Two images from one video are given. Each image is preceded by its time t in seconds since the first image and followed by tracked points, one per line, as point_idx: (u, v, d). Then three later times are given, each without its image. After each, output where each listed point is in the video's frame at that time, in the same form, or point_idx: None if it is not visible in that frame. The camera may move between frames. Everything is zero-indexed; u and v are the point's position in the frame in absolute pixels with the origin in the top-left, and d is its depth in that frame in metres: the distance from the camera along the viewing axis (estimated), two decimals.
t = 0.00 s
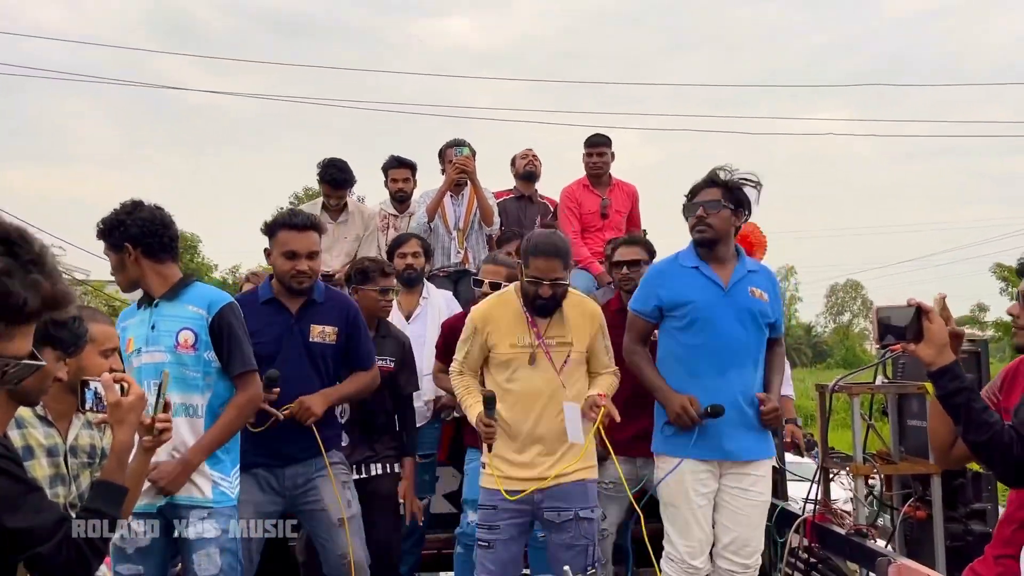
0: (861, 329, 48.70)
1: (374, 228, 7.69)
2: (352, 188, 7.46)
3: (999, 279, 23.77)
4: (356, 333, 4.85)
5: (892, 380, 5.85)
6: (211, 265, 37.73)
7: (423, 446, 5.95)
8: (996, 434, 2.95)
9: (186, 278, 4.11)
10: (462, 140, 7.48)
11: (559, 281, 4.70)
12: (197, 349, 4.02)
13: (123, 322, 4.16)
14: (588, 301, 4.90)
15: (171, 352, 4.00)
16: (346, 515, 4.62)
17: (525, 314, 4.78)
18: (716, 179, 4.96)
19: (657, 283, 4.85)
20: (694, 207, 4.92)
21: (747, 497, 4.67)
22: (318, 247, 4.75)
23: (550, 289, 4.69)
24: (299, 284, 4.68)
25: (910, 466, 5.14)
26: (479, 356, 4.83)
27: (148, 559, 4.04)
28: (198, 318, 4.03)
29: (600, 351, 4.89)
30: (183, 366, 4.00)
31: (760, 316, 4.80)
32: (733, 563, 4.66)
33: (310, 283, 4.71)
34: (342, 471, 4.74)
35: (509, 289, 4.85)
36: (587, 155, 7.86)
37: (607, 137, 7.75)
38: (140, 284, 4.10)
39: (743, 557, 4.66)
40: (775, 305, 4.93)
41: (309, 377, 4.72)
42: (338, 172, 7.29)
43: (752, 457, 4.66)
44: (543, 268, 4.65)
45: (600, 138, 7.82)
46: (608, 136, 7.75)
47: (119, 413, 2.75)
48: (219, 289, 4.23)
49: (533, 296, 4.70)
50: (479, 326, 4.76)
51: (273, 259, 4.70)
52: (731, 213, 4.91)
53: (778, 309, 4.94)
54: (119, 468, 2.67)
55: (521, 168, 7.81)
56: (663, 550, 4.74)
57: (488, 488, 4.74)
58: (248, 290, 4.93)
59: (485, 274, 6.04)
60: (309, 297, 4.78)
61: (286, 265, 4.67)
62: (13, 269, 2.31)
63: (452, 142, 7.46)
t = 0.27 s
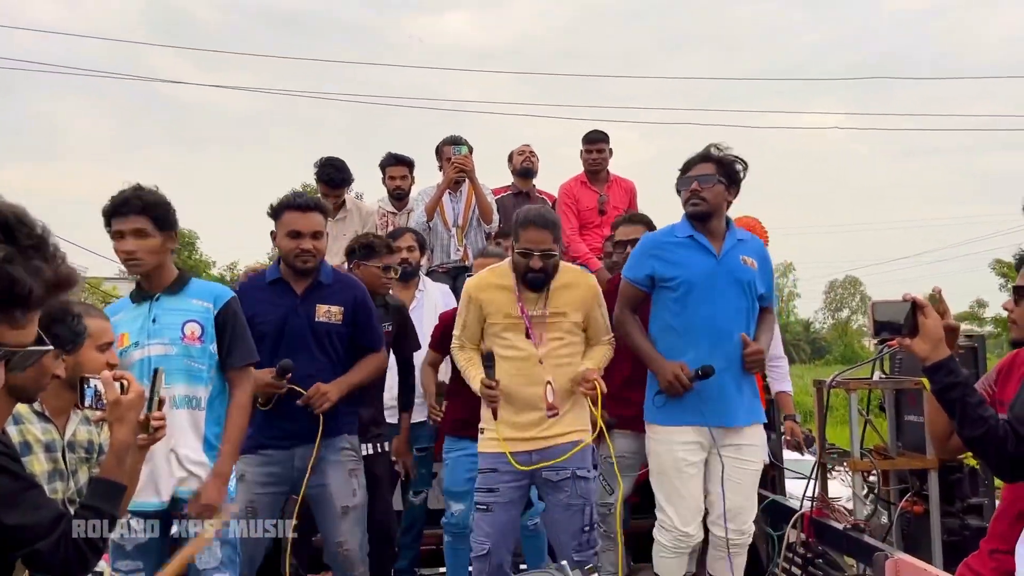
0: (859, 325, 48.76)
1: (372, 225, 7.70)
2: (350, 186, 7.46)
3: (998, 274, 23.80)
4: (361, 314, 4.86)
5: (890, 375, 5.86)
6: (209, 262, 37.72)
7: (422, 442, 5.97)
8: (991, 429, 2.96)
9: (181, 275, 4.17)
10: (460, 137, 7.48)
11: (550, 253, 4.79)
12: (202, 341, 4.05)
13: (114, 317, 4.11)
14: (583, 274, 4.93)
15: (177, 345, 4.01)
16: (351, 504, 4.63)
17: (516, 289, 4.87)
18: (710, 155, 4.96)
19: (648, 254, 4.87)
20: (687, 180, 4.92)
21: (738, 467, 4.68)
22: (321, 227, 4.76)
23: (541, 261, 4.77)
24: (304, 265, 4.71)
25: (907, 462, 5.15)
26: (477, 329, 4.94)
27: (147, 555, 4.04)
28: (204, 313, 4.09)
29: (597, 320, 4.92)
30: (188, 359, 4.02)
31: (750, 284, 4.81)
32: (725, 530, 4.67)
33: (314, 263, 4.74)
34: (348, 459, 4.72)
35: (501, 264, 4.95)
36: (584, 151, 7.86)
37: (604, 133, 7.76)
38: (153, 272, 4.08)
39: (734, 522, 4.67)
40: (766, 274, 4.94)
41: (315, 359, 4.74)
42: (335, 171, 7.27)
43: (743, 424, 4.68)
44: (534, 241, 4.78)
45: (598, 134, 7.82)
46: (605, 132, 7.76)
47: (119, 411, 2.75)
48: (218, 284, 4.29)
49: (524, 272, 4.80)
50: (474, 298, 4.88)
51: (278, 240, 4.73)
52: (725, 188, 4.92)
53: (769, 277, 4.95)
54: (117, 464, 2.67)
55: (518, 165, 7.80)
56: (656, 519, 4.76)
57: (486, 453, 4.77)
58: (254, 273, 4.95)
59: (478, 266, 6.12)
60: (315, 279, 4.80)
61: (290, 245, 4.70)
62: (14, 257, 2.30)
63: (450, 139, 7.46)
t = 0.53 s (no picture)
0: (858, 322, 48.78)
1: (371, 224, 7.71)
2: (349, 184, 7.45)
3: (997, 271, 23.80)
4: (367, 310, 4.87)
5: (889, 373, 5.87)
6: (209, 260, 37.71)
7: (420, 440, 5.98)
8: (989, 428, 2.96)
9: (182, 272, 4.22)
10: (458, 136, 7.48)
11: (536, 246, 4.82)
12: (210, 340, 4.15)
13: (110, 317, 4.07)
14: (577, 275, 4.96)
15: (185, 345, 4.07)
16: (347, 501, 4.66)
17: (512, 293, 4.90)
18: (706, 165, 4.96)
19: (643, 270, 4.86)
20: (681, 190, 4.90)
21: (731, 474, 4.70)
22: (323, 219, 4.78)
23: (529, 256, 4.81)
24: (305, 256, 4.71)
25: (906, 459, 5.16)
26: (475, 336, 4.97)
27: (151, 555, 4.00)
28: (211, 312, 4.18)
29: (593, 321, 4.93)
30: (197, 357, 4.09)
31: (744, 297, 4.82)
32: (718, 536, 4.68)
33: (315, 255, 4.74)
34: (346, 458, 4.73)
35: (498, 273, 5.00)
36: (584, 150, 7.86)
37: (603, 132, 7.75)
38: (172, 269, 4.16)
39: (728, 530, 4.68)
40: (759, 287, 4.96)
41: (319, 356, 4.73)
42: (334, 169, 7.27)
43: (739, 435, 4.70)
44: (521, 235, 4.82)
45: (597, 133, 7.82)
46: (604, 131, 7.75)
47: (114, 410, 2.75)
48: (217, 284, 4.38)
49: (512, 266, 4.82)
50: (472, 307, 4.93)
51: (280, 233, 4.77)
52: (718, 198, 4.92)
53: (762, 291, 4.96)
54: (114, 463, 2.66)
55: (516, 164, 7.80)
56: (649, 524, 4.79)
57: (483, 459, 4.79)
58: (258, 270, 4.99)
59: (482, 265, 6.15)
60: (317, 273, 4.82)
61: (291, 236, 4.73)
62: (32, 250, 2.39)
63: (449, 137, 7.46)
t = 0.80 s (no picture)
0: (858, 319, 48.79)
1: (372, 221, 7.70)
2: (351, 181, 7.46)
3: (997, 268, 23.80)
4: (361, 334, 4.88)
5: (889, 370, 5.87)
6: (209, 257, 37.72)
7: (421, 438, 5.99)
8: (988, 425, 2.96)
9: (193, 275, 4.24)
10: (458, 133, 7.47)
11: (541, 252, 4.87)
12: (222, 343, 4.18)
13: (117, 319, 4.05)
14: (576, 293, 4.99)
15: (198, 348, 4.10)
16: (348, 513, 4.67)
17: (511, 306, 4.91)
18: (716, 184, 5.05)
19: (641, 287, 4.86)
20: (701, 204, 4.86)
21: (730, 489, 4.69)
22: (318, 239, 4.80)
23: (532, 261, 4.85)
24: (301, 275, 4.74)
25: (907, 457, 5.16)
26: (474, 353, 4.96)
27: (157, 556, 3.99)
28: (222, 315, 4.22)
29: (589, 341, 4.97)
30: (210, 360, 4.12)
31: (742, 317, 4.82)
32: (717, 550, 4.69)
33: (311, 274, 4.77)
34: (344, 472, 4.74)
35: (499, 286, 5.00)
36: (584, 146, 7.86)
37: (603, 129, 7.75)
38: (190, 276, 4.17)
39: (726, 545, 4.69)
40: (755, 306, 4.98)
41: (313, 377, 4.74)
42: (336, 166, 7.27)
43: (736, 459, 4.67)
44: (526, 241, 4.91)
45: (598, 130, 7.82)
46: (605, 128, 7.75)
47: (116, 406, 2.76)
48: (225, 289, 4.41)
49: (515, 271, 4.85)
50: (472, 323, 4.90)
51: (275, 253, 4.78)
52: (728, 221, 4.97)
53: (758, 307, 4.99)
54: (115, 458, 2.66)
55: (516, 161, 7.79)
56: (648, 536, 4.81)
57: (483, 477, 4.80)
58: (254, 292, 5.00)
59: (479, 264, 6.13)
60: (313, 294, 4.84)
61: (286, 256, 4.75)
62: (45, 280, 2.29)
63: (448, 134, 7.46)
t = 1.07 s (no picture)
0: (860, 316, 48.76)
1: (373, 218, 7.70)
2: (354, 182, 7.46)
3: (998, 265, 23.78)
4: (359, 302, 4.92)
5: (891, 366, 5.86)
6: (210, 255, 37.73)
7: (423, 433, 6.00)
8: (983, 424, 2.97)
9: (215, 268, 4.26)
10: (460, 129, 7.47)
11: (555, 236, 4.81)
12: (241, 337, 4.18)
13: (137, 304, 4.04)
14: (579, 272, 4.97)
15: (219, 339, 4.10)
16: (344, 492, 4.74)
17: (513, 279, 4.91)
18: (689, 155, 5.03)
19: (639, 255, 4.86)
20: (678, 177, 4.92)
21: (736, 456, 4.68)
22: (315, 215, 4.80)
23: (548, 244, 4.81)
24: (299, 252, 4.73)
25: (908, 452, 5.16)
26: (475, 321, 4.99)
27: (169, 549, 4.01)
28: (242, 308, 4.22)
29: (593, 317, 4.94)
30: (228, 353, 4.12)
31: (741, 276, 4.81)
32: (726, 520, 4.67)
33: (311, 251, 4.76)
34: (343, 452, 4.81)
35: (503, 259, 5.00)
36: (587, 143, 7.85)
37: (606, 125, 7.74)
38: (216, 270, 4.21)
39: (734, 513, 4.66)
40: (758, 269, 4.93)
41: (309, 346, 4.77)
42: (339, 166, 7.26)
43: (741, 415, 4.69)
44: (541, 224, 4.84)
45: (601, 126, 7.81)
46: (607, 124, 7.74)
47: (121, 404, 2.73)
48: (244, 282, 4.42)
49: (530, 255, 4.82)
50: (474, 288, 4.93)
51: (273, 228, 4.77)
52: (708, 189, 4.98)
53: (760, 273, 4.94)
54: (118, 458, 2.65)
55: (518, 158, 7.79)
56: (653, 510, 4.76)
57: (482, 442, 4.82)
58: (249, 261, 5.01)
59: (470, 250, 6.22)
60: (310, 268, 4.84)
61: (286, 232, 4.74)
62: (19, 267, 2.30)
63: (451, 131, 7.46)
